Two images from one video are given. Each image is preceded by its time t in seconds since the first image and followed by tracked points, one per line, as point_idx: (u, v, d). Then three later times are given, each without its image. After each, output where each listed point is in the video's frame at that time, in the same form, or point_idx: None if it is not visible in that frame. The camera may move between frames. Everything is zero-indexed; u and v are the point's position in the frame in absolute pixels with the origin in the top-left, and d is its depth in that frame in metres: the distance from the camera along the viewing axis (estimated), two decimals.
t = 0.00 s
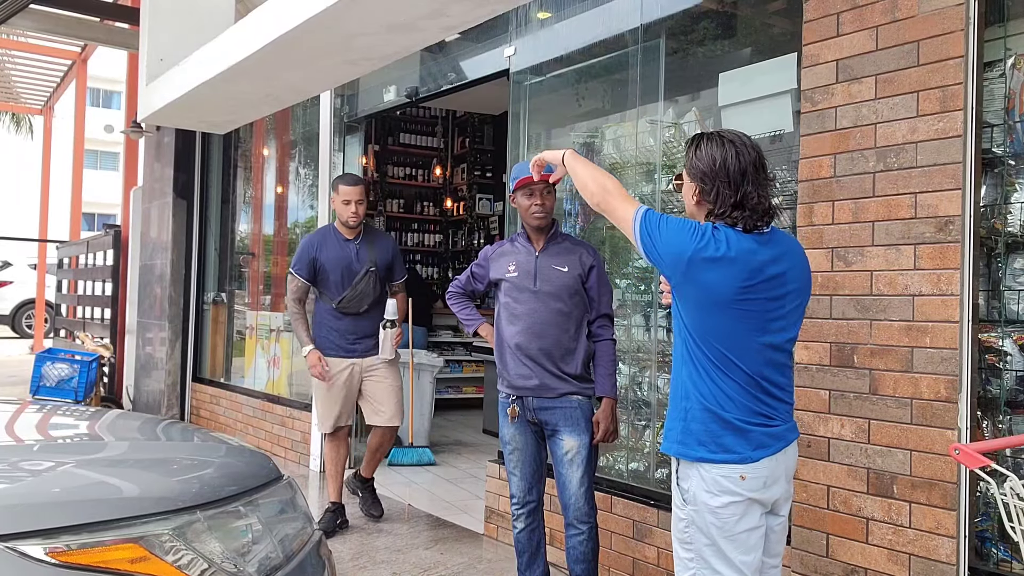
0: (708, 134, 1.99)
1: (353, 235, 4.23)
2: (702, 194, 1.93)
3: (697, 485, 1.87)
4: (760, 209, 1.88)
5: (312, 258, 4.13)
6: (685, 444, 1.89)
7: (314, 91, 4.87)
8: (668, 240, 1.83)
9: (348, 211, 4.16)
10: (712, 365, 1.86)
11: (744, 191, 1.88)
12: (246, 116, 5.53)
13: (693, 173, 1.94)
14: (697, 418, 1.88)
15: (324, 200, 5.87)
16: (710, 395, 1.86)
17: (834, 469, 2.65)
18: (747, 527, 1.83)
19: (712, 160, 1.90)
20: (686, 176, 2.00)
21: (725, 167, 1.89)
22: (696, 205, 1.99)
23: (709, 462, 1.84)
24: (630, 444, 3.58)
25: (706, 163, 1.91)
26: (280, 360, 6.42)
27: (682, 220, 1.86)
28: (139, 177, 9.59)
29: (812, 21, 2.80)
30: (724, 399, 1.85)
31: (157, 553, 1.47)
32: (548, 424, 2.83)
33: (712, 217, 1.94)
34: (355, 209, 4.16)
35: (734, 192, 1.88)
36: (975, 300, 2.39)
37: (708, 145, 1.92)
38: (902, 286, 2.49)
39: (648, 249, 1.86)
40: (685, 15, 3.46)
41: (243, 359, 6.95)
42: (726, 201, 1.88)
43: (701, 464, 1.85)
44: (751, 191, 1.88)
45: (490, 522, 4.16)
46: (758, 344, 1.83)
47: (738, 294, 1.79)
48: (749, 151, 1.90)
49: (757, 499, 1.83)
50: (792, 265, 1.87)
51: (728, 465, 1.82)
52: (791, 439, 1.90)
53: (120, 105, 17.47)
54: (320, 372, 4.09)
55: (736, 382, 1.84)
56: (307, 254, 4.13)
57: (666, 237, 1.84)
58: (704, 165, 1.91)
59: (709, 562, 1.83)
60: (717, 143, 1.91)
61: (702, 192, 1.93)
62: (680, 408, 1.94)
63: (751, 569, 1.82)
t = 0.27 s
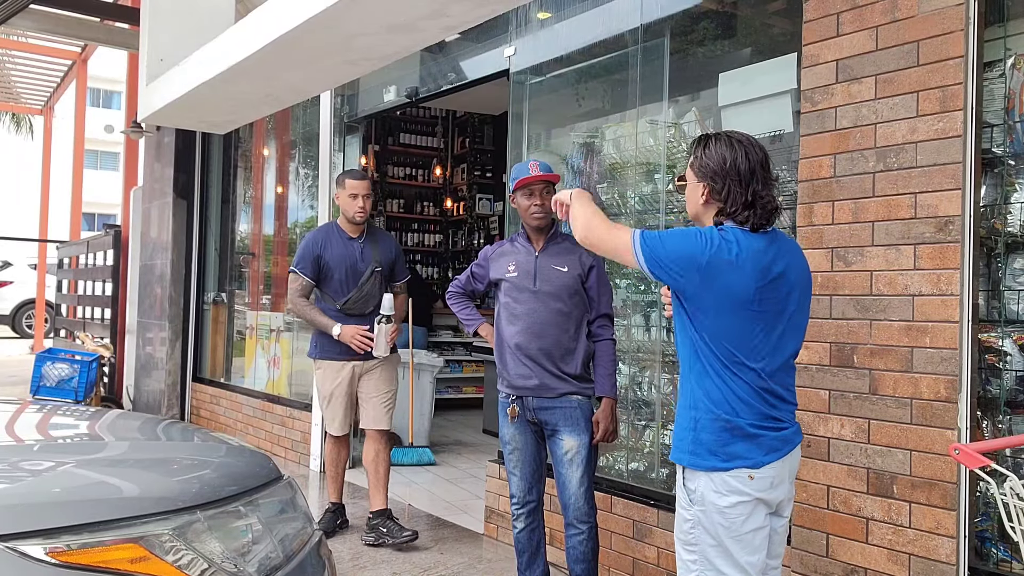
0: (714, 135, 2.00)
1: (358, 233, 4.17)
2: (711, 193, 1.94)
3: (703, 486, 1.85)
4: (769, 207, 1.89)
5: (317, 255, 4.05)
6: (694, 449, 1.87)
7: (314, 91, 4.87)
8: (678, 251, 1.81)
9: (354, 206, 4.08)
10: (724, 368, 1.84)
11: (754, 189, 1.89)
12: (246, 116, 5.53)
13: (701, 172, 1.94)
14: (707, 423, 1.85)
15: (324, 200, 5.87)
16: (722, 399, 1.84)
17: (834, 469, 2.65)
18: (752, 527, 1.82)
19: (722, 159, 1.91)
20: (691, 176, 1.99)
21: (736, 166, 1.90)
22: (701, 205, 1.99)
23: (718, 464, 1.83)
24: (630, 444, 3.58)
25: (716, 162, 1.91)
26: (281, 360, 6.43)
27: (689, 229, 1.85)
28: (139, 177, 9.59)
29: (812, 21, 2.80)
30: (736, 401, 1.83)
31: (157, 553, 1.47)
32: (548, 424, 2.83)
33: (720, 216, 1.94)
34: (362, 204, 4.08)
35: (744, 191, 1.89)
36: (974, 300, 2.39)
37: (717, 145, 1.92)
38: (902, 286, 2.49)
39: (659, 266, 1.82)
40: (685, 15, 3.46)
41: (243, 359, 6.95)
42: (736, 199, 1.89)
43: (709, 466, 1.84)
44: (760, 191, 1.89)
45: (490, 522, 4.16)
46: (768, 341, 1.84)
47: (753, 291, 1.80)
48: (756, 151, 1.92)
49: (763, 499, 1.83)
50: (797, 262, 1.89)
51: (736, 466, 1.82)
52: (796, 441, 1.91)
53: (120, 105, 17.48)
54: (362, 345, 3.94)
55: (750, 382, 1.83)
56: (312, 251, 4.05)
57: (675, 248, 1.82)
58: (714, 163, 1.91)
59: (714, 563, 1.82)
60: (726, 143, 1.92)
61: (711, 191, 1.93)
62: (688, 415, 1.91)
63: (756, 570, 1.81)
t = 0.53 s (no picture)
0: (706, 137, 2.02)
1: (372, 230, 3.97)
2: (706, 192, 1.94)
3: (707, 488, 1.86)
4: (764, 205, 1.91)
5: (328, 254, 3.88)
6: (702, 457, 1.87)
7: (315, 91, 4.87)
8: (692, 294, 1.76)
9: (370, 201, 3.89)
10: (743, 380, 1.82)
11: (750, 187, 1.90)
12: (246, 116, 5.53)
13: (697, 172, 1.95)
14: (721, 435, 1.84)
15: (324, 200, 5.87)
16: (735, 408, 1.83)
17: (834, 469, 2.65)
18: (756, 528, 1.83)
19: (717, 158, 1.92)
20: (685, 177, 2.00)
21: (731, 165, 1.91)
22: (697, 205, 1.99)
23: (725, 469, 1.83)
24: (630, 444, 3.58)
25: (712, 162, 1.92)
26: (280, 360, 6.42)
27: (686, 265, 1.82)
28: (139, 177, 9.59)
29: (812, 21, 2.80)
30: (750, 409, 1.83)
31: (157, 553, 1.47)
32: (547, 424, 2.84)
33: (715, 215, 1.94)
34: (378, 198, 3.89)
35: (740, 188, 1.90)
36: (974, 300, 2.39)
37: (710, 145, 1.94)
38: (902, 286, 2.49)
39: (695, 324, 1.73)
40: (685, 15, 3.46)
41: (243, 359, 6.95)
42: (733, 197, 1.90)
43: (713, 470, 1.85)
44: (755, 188, 1.90)
45: (490, 522, 4.16)
46: (779, 342, 1.84)
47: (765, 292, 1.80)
48: (750, 151, 1.93)
49: (768, 500, 1.83)
50: (792, 261, 1.92)
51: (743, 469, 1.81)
52: (804, 444, 1.91)
53: (121, 105, 17.48)
54: (372, 339, 3.78)
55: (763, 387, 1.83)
56: (322, 249, 3.89)
57: (683, 290, 1.78)
58: (710, 163, 1.92)
59: (717, 563, 1.83)
60: (720, 143, 1.94)
61: (706, 190, 1.93)
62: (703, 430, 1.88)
63: (760, 571, 1.82)
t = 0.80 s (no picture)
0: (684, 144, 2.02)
1: (385, 228, 3.88)
2: (687, 201, 1.94)
3: (717, 487, 1.83)
4: (746, 206, 1.90)
5: (340, 253, 3.82)
6: (714, 456, 1.84)
7: (315, 91, 4.87)
8: (708, 304, 1.72)
9: (382, 197, 3.81)
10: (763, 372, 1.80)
11: (729, 190, 1.90)
12: (246, 116, 5.53)
13: (675, 181, 1.95)
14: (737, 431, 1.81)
15: (324, 200, 5.88)
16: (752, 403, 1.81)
17: (834, 469, 2.65)
18: (764, 527, 1.83)
19: (694, 166, 1.92)
20: (664, 187, 2.01)
21: (708, 171, 1.91)
22: (680, 214, 1.99)
23: (738, 466, 1.80)
24: (630, 444, 3.58)
25: (688, 171, 1.93)
26: (280, 360, 6.42)
27: (692, 276, 1.78)
28: (139, 177, 9.59)
29: (812, 21, 2.80)
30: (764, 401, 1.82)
31: (157, 553, 1.47)
32: (547, 424, 2.84)
33: (699, 222, 1.94)
34: (391, 194, 3.80)
35: (719, 194, 1.90)
36: (974, 300, 2.39)
37: (684, 153, 1.95)
38: (902, 286, 2.49)
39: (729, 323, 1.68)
40: (685, 15, 3.46)
41: (243, 359, 6.95)
42: (714, 203, 1.90)
43: (725, 469, 1.82)
44: (734, 191, 1.90)
45: (490, 522, 4.16)
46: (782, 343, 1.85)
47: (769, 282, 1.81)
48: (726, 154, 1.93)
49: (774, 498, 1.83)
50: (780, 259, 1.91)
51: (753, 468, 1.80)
52: (807, 442, 1.91)
53: (121, 105, 17.48)
54: (374, 338, 3.70)
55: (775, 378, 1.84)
56: (334, 248, 3.82)
57: (696, 298, 1.75)
58: (686, 171, 1.93)
59: (726, 564, 1.80)
60: (696, 151, 1.94)
61: (687, 199, 1.94)
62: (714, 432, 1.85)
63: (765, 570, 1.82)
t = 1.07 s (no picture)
0: (675, 150, 2.04)
1: (387, 227, 3.77)
2: (685, 205, 1.94)
3: (743, 488, 1.89)
4: (740, 207, 1.93)
5: (340, 254, 3.71)
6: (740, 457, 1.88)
7: (315, 91, 4.87)
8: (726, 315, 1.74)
9: (385, 196, 3.70)
10: (772, 378, 1.87)
11: (724, 192, 1.92)
12: (246, 116, 5.53)
13: (672, 186, 1.95)
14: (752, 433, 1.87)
15: (324, 200, 5.88)
16: (767, 406, 1.87)
17: (834, 469, 2.65)
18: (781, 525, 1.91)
19: (689, 170, 1.93)
20: (660, 193, 2.00)
21: (704, 174, 1.92)
22: (677, 219, 1.99)
23: (762, 465, 1.88)
24: (631, 444, 3.58)
25: (684, 175, 1.93)
26: (280, 360, 6.42)
27: (710, 283, 1.78)
28: (139, 177, 9.59)
29: (812, 21, 2.80)
30: (781, 403, 1.89)
31: (157, 553, 1.47)
32: (544, 424, 2.84)
33: (697, 226, 1.94)
34: (394, 192, 3.69)
35: (715, 196, 1.91)
36: (974, 300, 2.39)
37: (679, 158, 1.95)
38: (902, 286, 2.49)
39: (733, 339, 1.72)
40: (685, 15, 3.46)
41: (243, 358, 6.95)
42: (711, 205, 1.91)
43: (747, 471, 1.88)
44: (729, 192, 1.92)
45: (490, 522, 4.16)
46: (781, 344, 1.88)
47: (783, 289, 1.87)
48: (718, 156, 1.95)
49: (793, 495, 1.92)
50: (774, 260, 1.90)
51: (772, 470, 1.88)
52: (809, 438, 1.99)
53: (121, 105, 17.49)
54: (367, 345, 3.53)
55: (786, 382, 1.91)
56: (333, 249, 3.72)
57: (712, 307, 1.76)
58: (682, 175, 1.93)
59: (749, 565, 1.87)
60: (690, 154, 1.95)
61: (685, 203, 1.94)
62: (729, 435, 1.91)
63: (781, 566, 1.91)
